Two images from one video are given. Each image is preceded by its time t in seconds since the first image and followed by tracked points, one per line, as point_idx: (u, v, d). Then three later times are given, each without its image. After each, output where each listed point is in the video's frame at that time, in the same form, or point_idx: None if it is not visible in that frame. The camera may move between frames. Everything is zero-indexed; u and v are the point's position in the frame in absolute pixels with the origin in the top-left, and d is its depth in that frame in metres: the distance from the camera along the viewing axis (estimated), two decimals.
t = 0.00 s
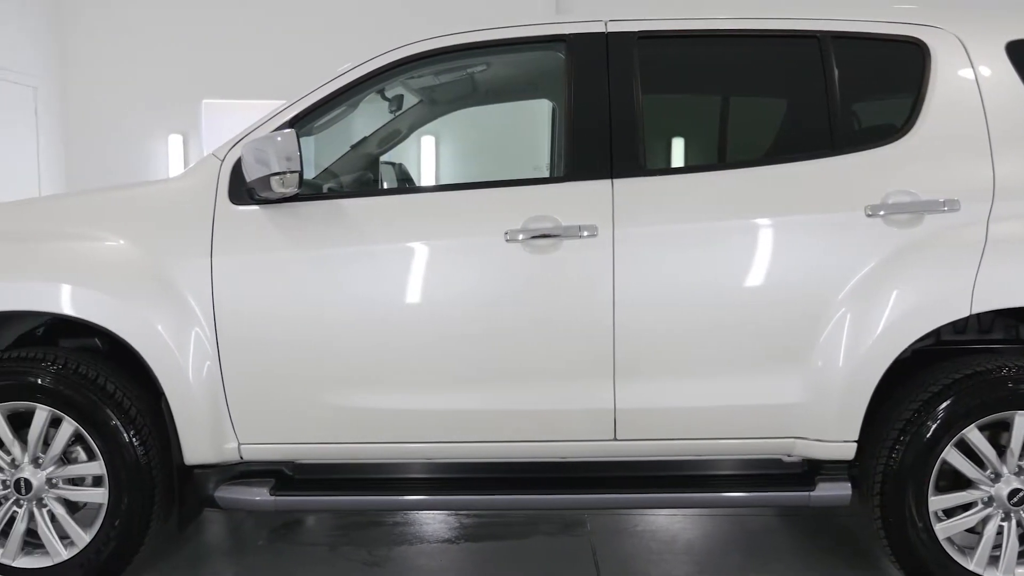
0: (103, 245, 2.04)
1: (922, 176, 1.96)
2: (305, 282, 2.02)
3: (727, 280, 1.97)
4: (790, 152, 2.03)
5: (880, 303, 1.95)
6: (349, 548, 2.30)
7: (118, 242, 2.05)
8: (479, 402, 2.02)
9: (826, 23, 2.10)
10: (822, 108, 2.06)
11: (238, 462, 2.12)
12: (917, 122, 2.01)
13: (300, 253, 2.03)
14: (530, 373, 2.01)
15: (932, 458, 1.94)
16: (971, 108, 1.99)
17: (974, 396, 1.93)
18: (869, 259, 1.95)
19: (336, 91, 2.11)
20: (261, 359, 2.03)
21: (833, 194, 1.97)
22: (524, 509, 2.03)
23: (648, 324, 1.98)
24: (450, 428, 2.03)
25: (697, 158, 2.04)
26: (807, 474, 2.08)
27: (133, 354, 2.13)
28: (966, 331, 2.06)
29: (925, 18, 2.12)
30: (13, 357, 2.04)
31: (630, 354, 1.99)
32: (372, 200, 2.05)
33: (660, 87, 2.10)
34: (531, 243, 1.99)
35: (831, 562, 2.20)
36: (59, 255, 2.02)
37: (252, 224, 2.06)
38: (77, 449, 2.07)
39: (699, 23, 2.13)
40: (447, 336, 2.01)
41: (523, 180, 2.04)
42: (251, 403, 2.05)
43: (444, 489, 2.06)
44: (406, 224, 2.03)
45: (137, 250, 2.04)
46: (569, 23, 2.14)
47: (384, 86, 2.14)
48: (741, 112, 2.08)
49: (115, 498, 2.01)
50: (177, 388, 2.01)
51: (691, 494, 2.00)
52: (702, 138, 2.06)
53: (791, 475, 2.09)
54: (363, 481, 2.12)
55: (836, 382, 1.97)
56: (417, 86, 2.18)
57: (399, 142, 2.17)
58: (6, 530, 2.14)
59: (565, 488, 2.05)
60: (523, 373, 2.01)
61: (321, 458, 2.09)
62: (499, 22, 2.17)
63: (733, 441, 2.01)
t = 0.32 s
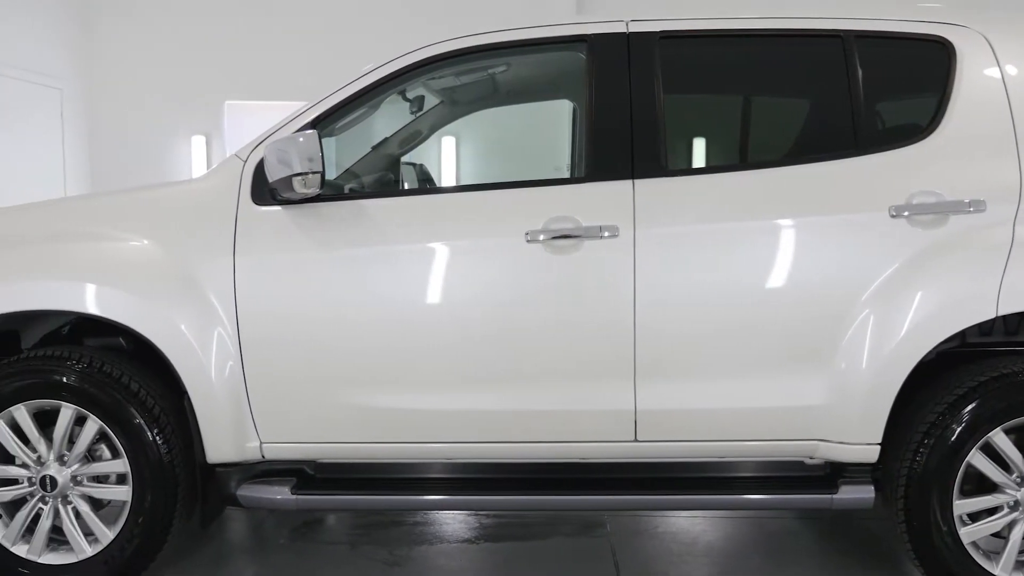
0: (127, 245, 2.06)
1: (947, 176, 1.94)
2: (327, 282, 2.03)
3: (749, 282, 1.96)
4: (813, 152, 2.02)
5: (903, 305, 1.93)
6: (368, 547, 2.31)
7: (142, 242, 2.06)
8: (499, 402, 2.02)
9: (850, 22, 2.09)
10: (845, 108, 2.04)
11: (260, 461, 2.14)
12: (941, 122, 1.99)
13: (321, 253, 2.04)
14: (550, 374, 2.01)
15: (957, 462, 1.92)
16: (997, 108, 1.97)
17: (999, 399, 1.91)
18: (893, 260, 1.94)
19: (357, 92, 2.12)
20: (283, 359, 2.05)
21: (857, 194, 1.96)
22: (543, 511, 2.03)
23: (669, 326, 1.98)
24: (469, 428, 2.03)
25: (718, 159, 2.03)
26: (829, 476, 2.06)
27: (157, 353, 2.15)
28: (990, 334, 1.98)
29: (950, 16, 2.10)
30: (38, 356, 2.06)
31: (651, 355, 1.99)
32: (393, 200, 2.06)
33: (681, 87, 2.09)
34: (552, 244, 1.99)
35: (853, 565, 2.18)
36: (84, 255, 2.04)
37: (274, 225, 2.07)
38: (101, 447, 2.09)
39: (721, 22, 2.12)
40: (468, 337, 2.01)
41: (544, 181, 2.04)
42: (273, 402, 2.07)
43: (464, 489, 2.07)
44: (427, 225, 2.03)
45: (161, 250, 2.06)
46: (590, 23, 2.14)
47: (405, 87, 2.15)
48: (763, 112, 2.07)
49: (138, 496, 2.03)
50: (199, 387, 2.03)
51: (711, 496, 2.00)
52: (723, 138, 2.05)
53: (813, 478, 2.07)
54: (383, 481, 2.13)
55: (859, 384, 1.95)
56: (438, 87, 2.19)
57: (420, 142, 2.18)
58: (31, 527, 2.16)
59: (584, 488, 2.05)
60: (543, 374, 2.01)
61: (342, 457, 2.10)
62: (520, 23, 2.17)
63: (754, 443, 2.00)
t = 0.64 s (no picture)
0: (151, 245, 2.08)
1: (973, 177, 1.93)
2: (348, 282, 2.04)
3: (770, 283, 1.95)
4: (836, 153, 2.01)
5: (927, 306, 1.91)
6: (389, 547, 2.32)
7: (166, 242, 2.08)
8: (519, 402, 2.02)
9: (874, 21, 2.07)
10: (868, 107, 2.03)
11: (281, 460, 2.15)
12: (966, 122, 1.97)
13: (343, 254, 2.05)
14: (570, 375, 2.01)
15: (982, 465, 1.91)
16: None
17: None
18: (918, 261, 1.92)
19: (379, 93, 2.14)
20: (304, 359, 2.06)
21: (880, 195, 1.95)
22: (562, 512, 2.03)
23: (690, 327, 1.97)
24: (489, 428, 2.04)
25: (740, 159, 2.03)
26: (852, 479, 2.05)
27: (180, 352, 2.17)
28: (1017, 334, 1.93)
29: (976, 14, 2.08)
30: (63, 354, 2.09)
31: (671, 357, 1.98)
32: (415, 201, 2.06)
33: (702, 87, 2.09)
34: (573, 245, 1.99)
35: (876, 569, 2.17)
36: (108, 255, 2.06)
37: (296, 225, 2.08)
38: (125, 446, 2.11)
39: (744, 21, 2.11)
40: (488, 337, 2.01)
41: (564, 182, 2.04)
42: (295, 402, 2.08)
43: (484, 489, 2.07)
44: (448, 226, 2.04)
45: (183, 250, 2.07)
46: (611, 23, 2.14)
47: (426, 88, 2.16)
48: (786, 111, 2.06)
49: (161, 494, 2.05)
50: (221, 387, 2.05)
51: (732, 498, 1.99)
52: (745, 138, 2.04)
53: (835, 480, 2.06)
54: (403, 481, 2.13)
55: (882, 386, 1.94)
56: (459, 87, 2.19)
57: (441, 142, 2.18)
58: (56, 524, 2.19)
59: (604, 489, 2.05)
60: (562, 375, 2.01)
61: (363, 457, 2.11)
62: (541, 23, 2.17)
63: (775, 445, 1.99)
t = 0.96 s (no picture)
0: (174, 245, 2.10)
1: (999, 178, 1.91)
2: (369, 282, 2.05)
3: (792, 284, 1.93)
4: (859, 151, 2.00)
5: (952, 308, 1.89)
6: (409, 547, 2.33)
7: (189, 243, 2.10)
8: (539, 402, 2.02)
9: (898, 19, 2.06)
10: (893, 107, 2.01)
11: (302, 459, 2.16)
12: (992, 122, 1.96)
13: (363, 254, 2.06)
14: (590, 375, 2.00)
15: (1008, 469, 1.89)
16: None
17: None
18: (942, 262, 1.90)
19: (400, 94, 2.15)
20: (324, 358, 2.07)
21: (904, 196, 1.93)
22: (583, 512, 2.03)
23: (712, 329, 1.96)
24: (508, 428, 2.04)
25: (762, 159, 2.02)
26: (874, 482, 2.03)
27: (203, 352, 2.19)
28: None
29: (1002, 12, 2.06)
30: (88, 353, 2.11)
31: (692, 358, 1.97)
32: (435, 201, 2.07)
33: (724, 86, 2.08)
34: (593, 245, 1.99)
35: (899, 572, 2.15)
36: (133, 255, 2.08)
37: (317, 226, 2.09)
38: (148, 444, 2.13)
39: (766, 21, 2.10)
40: (508, 338, 2.02)
41: (584, 183, 2.04)
42: (316, 401, 2.09)
43: (504, 490, 2.07)
44: (468, 226, 2.04)
45: (206, 251, 2.09)
46: (633, 23, 2.13)
47: (447, 89, 2.17)
48: (808, 111, 2.04)
49: (184, 492, 2.06)
50: (243, 386, 2.06)
51: (752, 500, 1.98)
52: (767, 138, 2.03)
53: (858, 483, 2.04)
54: (423, 481, 2.14)
55: (905, 388, 1.92)
56: (479, 88, 2.19)
57: (462, 142, 2.18)
58: (80, 521, 2.21)
59: (624, 491, 2.04)
60: (583, 376, 2.01)
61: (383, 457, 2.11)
62: (562, 24, 2.18)
63: (796, 447, 1.98)
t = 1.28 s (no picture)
0: (198, 245, 2.12)
1: None
2: (391, 283, 2.06)
3: (816, 284, 1.92)
4: (885, 151, 1.98)
5: (979, 310, 1.87)
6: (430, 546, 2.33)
7: (213, 243, 2.12)
8: (560, 403, 2.02)
9: (924, 18, 2.04)
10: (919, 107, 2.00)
11: (323, 459, 2.17)
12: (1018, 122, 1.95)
13: (385, 254, 2.07)
14: (611, 376, 2.00)
15: None
16: None
17: None
18: (969, 263, 1.88)
19: (423, 94, 2.16)
20: (346, 358, 2.08)
21: (930, 196, 1.91)
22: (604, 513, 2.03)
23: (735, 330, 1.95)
24: (529, 429, 2.03)
25: (785, 159, 2.01)
26: (899, 485, 2.01)
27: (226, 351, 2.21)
28: None
29: None
30: (113, 352, 2.13)
31: (714, 359, 1.97)
32: (457, 202, 2.07)
33: (748, 86, 2.07)
34: (614, 246, 1.98)
35: None
36: (158, 255, 2.10)
37: (339, 226, 2.10)
38: (172, 442, 2.15)
39: (790, 20, 2.08)
40: (529, 339, 2.02)
41: (606, 183, 2.04)
42: (338, 401, 2.10)
43: (524, 491, 2.07)
44: (490, 227, 2.04)
45: (229, 251, 2.11)
46: (655, 23, 2.13)
47: (469, 90, 2.17)
48: (833, 111, 2.03)
49: (207, 490, 2.08)
50: (265, 386, 2.07)
51: (775, 502, 1.97)
52: (791, 138, 2.02)
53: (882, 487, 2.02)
54: (444, 481, 2.15)
55: (931, 390, 1.90)
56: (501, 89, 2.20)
57: (483, 143, 2.19)
58: (105, 518, 2.23)
59: (646, 492, 2.04)
60: (604, 376, 2.00)
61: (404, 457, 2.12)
62: (584, 24, 2.17)
63: (820, 450, 1.96)
